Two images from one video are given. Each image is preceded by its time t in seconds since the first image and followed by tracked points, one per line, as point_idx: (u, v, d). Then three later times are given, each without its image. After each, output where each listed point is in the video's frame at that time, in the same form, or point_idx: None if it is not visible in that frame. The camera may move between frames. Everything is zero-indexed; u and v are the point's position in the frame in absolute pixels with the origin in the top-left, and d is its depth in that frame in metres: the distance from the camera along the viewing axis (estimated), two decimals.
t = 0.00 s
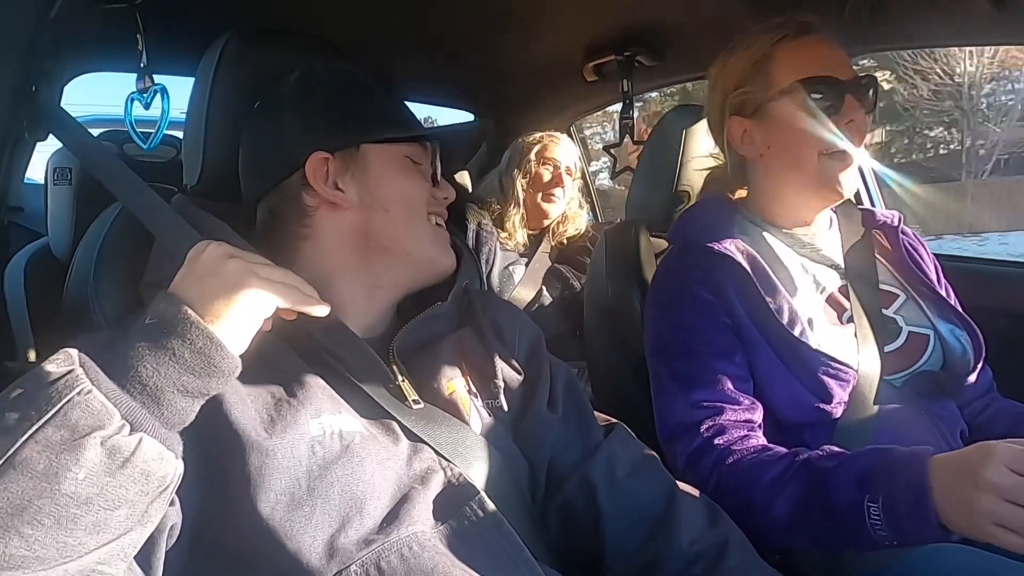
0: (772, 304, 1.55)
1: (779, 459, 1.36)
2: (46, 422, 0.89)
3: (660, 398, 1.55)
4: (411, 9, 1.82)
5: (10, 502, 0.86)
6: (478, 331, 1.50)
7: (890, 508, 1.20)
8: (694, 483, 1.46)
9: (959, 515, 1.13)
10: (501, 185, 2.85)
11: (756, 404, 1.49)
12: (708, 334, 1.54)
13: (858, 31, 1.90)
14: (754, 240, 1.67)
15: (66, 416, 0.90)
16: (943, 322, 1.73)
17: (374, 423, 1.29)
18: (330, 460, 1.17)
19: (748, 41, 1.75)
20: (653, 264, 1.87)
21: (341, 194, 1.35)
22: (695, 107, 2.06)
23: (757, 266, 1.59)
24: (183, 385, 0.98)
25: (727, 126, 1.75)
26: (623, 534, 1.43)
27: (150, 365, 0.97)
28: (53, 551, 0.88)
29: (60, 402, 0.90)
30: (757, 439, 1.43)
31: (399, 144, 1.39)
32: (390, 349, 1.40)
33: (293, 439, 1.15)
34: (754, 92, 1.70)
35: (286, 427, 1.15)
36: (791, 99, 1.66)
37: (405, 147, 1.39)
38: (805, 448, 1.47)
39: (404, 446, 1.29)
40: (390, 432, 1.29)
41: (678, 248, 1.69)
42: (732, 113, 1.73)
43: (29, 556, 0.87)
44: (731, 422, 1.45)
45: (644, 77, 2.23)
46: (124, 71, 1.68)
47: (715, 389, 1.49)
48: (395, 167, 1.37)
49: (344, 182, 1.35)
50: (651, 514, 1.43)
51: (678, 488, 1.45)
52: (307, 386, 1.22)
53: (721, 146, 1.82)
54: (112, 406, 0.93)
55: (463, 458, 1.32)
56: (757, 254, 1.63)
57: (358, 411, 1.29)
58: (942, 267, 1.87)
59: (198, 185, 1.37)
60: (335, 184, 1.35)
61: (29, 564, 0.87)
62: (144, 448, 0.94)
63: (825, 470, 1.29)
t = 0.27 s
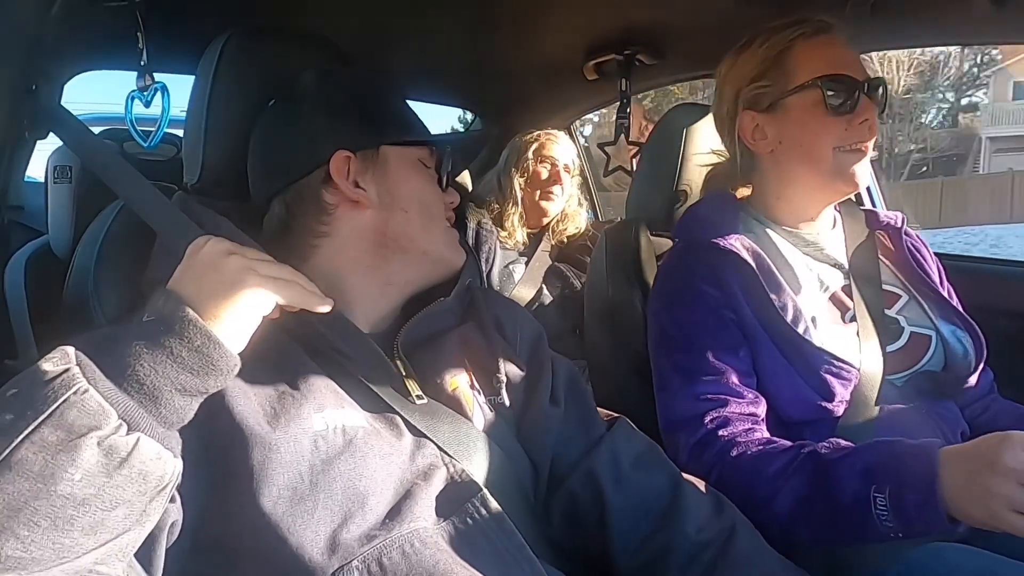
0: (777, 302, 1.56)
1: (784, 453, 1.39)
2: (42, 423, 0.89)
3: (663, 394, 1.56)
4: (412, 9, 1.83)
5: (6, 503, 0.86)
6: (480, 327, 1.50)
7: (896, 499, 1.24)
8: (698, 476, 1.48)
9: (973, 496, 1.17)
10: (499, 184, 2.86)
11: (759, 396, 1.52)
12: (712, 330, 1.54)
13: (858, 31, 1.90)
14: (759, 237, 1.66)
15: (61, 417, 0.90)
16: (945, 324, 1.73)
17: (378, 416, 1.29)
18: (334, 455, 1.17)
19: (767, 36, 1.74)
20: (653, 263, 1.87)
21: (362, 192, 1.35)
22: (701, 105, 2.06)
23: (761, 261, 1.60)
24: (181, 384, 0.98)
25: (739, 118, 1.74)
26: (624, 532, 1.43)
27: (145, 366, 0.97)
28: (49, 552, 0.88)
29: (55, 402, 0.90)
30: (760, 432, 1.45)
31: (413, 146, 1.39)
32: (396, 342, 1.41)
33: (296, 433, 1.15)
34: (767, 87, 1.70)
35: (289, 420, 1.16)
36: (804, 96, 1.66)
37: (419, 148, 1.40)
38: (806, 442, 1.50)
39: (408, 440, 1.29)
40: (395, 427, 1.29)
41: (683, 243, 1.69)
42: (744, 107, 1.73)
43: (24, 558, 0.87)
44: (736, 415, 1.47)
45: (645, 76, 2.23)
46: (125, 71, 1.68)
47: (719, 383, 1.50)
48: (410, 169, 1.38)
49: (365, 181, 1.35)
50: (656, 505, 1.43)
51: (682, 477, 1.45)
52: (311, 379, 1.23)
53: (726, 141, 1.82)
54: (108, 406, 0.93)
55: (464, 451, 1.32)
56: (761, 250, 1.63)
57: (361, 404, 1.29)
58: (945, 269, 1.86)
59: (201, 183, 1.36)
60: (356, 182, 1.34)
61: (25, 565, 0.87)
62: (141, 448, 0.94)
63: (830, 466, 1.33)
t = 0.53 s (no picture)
0: (778, 304, 1.56)
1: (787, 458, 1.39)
2: (39, 424, 0.89)
3: (662, 396, 1.56)
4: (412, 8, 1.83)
5: (3, 504, 0.86)
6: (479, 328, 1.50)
7: (903, 507, 1.23)
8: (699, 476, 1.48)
9: (975, 499, 1.16)
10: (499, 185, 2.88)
11: (760, 400, 1.52)
12: (713, 332, 1.54)
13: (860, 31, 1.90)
14: (759, 240, 1.66)
15: (58, 417, 0.90)
16: (945, 325, 1.73)
17: (379, 416, 1.29)
18: (335, 454, 1.17)
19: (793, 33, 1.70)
20: (654, 263, 1.88)
21: (365, 195, 1.34)
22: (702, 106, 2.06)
23: (762, 263, 1.61)
24: (178, 383, 0.97)
25: (755, 113, 1.70)
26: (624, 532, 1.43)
27: (144, 365, 0.96)
28: (47, 554, 0.88)
29: (51, 403, 0.90)
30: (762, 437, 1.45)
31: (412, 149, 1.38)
32: (398, 341, 1.41)
33: (298, 432, 1.15)
34: (789, 85, 1.67)
35: (291, 420, 1.15)
36: (828, 96, 1.63)
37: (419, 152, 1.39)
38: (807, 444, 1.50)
39: (410, 440, 1.29)
40: (397, 427, 1.29)
41: (683, 245, 1.68)
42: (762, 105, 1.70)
43: (22, 559, 0.87)
44: (738, 420, 1.47)
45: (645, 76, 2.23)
46: (125, 71, 1.68)
47: (721, 387, 1.50)
48: (412, 171, 1.38)
49: (367, 183, 1.34)
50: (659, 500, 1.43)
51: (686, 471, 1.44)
52: (313, 379, 1.22)
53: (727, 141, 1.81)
54: (107, 406, 0.93)
55: (468, 453, 1.32)
56: (761, 253, 1.63)
57: (364, 403, 1.28)
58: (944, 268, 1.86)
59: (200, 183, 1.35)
60: (359, 185, 1.34)
61: (23, 566, 0.87)
62: (139, 448, 0.94)
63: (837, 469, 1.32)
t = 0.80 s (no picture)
0: (780, 306, 1.56)
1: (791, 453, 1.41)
2: (32, 415, 0.89)
3: (665, 395, 1.57)
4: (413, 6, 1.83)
5: None
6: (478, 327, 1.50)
7: (912, 496, 1.24)
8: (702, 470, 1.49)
9: (979, 498, 1.17)
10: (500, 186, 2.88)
11: (762, 399, 1.53)
12: (715, 333, 1.54)
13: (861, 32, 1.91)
14: (761, 241, 1.65)
15: (53, 406, 0.90)
16: (945, 325, 1.73)
17: (379, 412, 1.29)
18: (335, 451, 1.17)
19: (809, 31, 1.69)
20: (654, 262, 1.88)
21: (366, 194, 1.35)
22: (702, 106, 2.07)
23: (764, 266, 1.60)
24: (169, 371, 0.97)
25: (772, 111, 1.68)
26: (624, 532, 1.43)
27: (133, 357, 0.96)
28: (45, 542, 0.88)
29: (44, 394, 0.90)
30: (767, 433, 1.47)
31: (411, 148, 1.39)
32: (399, 339, 1.41)
33: (298, 429, 1.14)
34: (810, 82, 1.65)
35: (291, 416, 1.15)
36: (847, 95, 1.63)
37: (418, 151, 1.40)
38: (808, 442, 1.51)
39: (410, 436, 1.29)
40: (397, 423, 1.29)
41: (683, 245, 1.68)
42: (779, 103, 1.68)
43: (19, 548, 0.87)
44: (744, 417, 1.48)
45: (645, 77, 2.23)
46: (126, 72, 1.67)
47: (723, 386, 1.50)
48: (411, 171, 1.38)
49: (367, 183, 1.35)
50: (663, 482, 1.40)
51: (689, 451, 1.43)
52: (313, 376, 1.22)
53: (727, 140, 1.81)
54: (100, 396, 0.93)
55: (467, 450, 1.33)
56: (762, 254, 1.63)
57: (364, 401, 1.28)
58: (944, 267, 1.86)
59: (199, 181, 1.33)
60: (359, 185, 1.35)
61: (21, 556, 0.87)
62: (133, 437, 0.94)
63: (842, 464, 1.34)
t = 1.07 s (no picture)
0: (779, 304, 1.55)
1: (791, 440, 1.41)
2: (27, 411, 0.90)
3: (663, 389, 1.57)
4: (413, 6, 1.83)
5: None
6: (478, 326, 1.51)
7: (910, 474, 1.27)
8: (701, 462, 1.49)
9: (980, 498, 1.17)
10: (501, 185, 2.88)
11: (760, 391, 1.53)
12: (714, 330, 1.55)
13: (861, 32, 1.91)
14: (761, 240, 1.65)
15: (46, 403, 0.90)
16: (946, 325, 1.73)
17: (379, 409, 1.28)
18: (334, 449, 1.17)
19: (807, 31, 1.69)
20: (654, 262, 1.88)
21: (365, 194, 1.35)
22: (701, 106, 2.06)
23: (763, 263, 1.60)
24: (161, 364, 0.97)
25: (769, 111, 1.68)
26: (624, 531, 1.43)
27: (123, 353, 0.96)
28: (41, 538, 0.88)
29: (38, 390, 0.91)
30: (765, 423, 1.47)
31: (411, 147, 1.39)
32: (398, 338, 1.41)
33: (297, 427, 1.14)
34: (805, 82, 1.65)
35: (290, 414, 1.15)
36: (844, 94, 1.62)
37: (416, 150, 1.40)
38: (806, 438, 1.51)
39: (409, 434, 1.29)
40: (396, 420, 1.29)
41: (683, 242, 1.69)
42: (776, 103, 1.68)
43: (16, 544, 0.86)
44: (742, 407, 1.48)
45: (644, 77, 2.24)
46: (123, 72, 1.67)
47: (722, 374, 1.50)
48: (410, 170, 1.39)
49: (367, 182, 1.35)
50: (662, 480, 1.40)
51: (689, 448, 1.42)
52: (312, 374, 1.22)
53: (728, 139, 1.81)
54: (93, 391, 0.93)
55: (463, 445, 1.34)
56: (762, 249, 1.63)
57: (363, 398, 1.28)
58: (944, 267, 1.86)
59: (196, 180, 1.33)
60: (359, 184, 1.35)
61: (17, 551, 0.86)
62: (128, 431, 0.94)
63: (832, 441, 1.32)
